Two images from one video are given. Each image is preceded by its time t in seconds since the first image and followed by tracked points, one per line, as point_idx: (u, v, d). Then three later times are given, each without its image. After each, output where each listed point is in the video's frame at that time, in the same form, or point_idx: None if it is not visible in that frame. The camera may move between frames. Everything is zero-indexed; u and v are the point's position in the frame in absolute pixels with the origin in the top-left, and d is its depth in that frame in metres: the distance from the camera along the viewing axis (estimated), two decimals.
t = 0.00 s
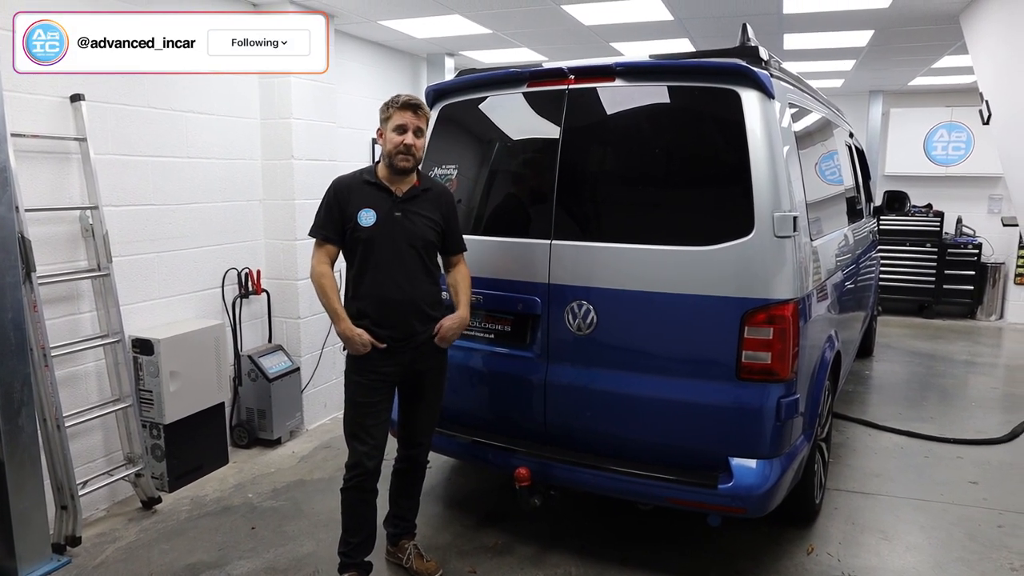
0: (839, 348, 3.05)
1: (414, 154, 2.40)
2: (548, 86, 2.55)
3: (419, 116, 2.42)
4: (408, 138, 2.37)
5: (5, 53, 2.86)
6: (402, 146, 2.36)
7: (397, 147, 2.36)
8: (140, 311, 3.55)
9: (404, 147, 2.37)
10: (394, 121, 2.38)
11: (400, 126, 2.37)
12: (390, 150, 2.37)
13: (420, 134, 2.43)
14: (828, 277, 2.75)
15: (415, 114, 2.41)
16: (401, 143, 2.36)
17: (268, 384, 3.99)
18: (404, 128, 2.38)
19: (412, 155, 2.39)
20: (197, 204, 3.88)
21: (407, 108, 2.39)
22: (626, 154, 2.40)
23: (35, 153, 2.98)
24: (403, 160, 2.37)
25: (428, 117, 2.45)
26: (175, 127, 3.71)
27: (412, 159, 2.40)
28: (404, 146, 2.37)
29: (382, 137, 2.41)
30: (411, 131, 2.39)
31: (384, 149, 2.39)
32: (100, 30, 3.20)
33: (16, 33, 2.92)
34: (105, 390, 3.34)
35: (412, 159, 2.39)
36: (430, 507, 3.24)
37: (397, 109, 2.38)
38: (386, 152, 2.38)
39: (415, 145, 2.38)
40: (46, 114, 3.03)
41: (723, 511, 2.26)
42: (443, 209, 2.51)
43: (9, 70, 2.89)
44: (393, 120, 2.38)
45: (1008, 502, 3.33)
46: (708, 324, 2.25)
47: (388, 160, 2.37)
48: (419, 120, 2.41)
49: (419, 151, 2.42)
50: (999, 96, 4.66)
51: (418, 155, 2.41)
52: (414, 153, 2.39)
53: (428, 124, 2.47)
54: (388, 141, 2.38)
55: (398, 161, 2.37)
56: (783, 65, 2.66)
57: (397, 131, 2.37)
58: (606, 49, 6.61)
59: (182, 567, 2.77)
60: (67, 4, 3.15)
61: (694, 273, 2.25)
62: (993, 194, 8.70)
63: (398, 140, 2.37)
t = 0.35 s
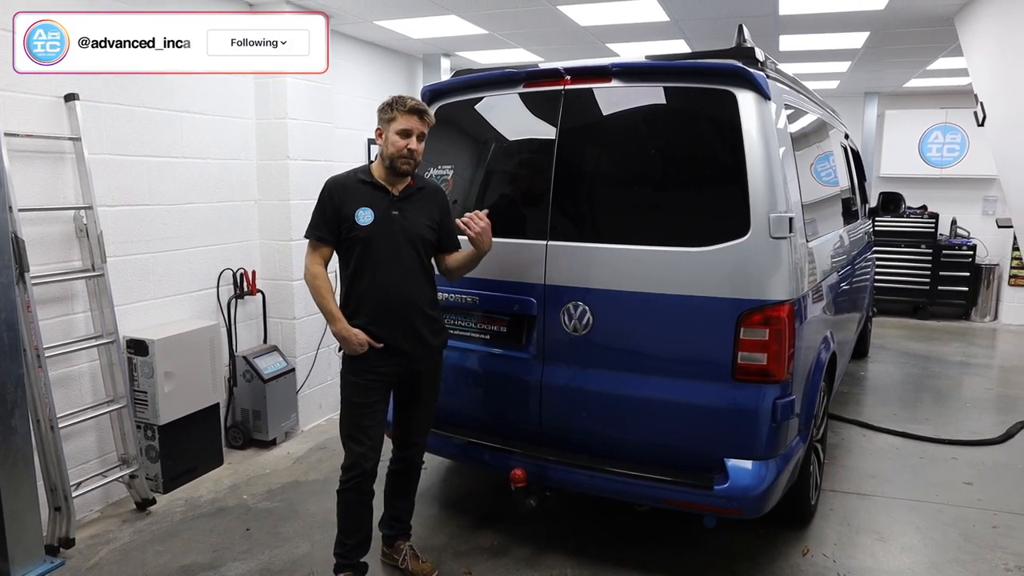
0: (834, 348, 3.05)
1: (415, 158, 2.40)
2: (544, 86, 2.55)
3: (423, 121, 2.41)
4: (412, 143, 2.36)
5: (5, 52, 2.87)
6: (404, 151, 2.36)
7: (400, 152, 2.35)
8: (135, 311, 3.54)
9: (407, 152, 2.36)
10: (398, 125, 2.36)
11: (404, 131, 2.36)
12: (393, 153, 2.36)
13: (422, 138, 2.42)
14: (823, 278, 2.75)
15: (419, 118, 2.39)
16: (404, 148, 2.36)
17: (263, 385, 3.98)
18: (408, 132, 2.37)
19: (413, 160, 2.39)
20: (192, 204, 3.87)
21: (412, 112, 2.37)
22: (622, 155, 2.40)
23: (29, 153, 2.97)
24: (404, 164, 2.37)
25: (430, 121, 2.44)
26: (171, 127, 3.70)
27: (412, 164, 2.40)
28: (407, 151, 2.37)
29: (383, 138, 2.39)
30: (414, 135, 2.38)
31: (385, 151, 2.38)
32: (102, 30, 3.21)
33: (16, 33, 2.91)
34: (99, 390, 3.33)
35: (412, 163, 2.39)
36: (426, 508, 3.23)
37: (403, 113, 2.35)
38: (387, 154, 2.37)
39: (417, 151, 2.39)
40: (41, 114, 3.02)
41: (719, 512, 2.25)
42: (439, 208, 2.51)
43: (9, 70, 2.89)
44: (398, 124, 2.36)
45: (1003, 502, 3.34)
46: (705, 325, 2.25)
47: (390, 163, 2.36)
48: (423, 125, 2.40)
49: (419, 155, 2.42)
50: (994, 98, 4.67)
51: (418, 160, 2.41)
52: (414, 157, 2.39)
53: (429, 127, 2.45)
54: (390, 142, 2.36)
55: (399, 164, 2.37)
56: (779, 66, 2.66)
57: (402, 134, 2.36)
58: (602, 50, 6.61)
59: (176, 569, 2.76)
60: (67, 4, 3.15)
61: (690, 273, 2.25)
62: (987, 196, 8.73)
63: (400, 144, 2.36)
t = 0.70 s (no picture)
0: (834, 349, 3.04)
1: (407, 152, 2.38)
2: (543, 87, 2.55)
3: (409, 114, 2.41)
4: (399, 136, 2.36)
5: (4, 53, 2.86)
6: (393, 146, 2.35)
7: (389, 147, 2.35)
8: (134, 313, 3.53)
9: (396, 146, 2.36)
10: (383, 121, 2.38)
11: (391, 126, 2.37)
12: (383, 150, 2.36)
13: (413, 132, 2.42)
14: (822, 279, 2.75)
15: (404, 112, 2.40)
16: (393, 143, 2.36)
17: (262, 386, 3.97)
18: (394, 126, 2.37)
19: (404, 154, 2.37)
20: (191, 206, 3.86)
21: (395, 107, 2.39)
22: (621, 155, 2.40)
23: (27, 155, 2.97)
24: (395, 159, 2.36)
25: (417, 114, 2.44)
26: (169, 128, 3.70)
27: (405, 158, 2.38)
28: (396, 145, 2.36)
29: (374, 139, 2.41)
30: (402, 129, 2.38)
31: (377, 150, 2.39)
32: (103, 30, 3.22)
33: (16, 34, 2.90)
34: (98, 393, 3.32)
35: (404, 157, 2.37)
36: (425, 510, 3.22)
37: (386, 109, 2.38)
38: (379, 153, 2.38)
39: (406, 143, 2.37)
40: (39, 116, 3.01)
41: (720, 513, 2.25)
42: (438, 210, 2.50)
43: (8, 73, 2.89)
44: (384, 121, 2.38)
45: (1003, 503, 3.34)
46: (704, 326, 2.24)
47: (381, 160, 2.36)
48: (409, 117, 2.40)
49: (412, 149, 2.40)
50: (993, 98, 4.67)
51: (410, 154, 2.39)
52: (405, 151, 2.38)
53: (418, 121, 2.45)
54: (380, 141, 2.38)
55: (390, 161, 2.36)
56: (778, 66, 2.66)
57: (388, 130, 2.37)
58: (600, 51, 6.62)
59: (175, 571, 2.75)
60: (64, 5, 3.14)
61: (690, 274, 2.24)
62: (985, 196, 8.75)
63: (389, 140, 2.37)
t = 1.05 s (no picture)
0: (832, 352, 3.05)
1: (405, 157, 2.37)
2: (543, 88, 2.55)
3: (411, 119, 2.38)
4: (397, 141, 2.35)
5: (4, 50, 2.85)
6: (391, 150, 2.34)
7: (389, 150, 2.34)
8: (131, 312, 3.52)
9: (394, 150, 2.34)
10: (384, 124, 2.37)
11: (391, 129, 2.37)
12: (382, 153, 2.36)
13: (413, 137, 2.40)
14: (821, 282, 2.76)
15: (405, 116, 2.38)
16: (392, 147, 2.35)
17: (260, 386, 3.97)
18: (395, 130, 2.37)
19: (402, 159, 2.36)
20: (190, 204, 3.86)
21: (397, 110, 2.37)
22: (621, 157, 2.40)
23: (26, 152, 2.96)
24: (393, 163, 2.36)
25: (420, 119, 2.41)
26: (169, 126, 3.69)
27: (403, 163, 2.37)
28: (394, 149, 2.35)
29: (376, 140, 2.41)
30: (401, 133, 2.37)
31: (377, 152, 2.39)
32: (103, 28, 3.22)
33: (16, 31, 2.89)
34: (95, 391, 3.31)
35: (402, 162, 2.37)
36: (422, 511, 3.22)
37: (390, 111, 2.37)
38: (379, 154, 2.37)
39: (404, 148, 2.36)
40: (38, 113, 3.01)
41: (717, 516, 2.25)
42: (438, 211, 2.50)
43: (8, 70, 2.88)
44: (385, 123, 2.37)
45: (999, 507, 3.34)
46: (702, 329, 2.25)
47: (381, 163, 2.36)
48: (410, 122, 2.38)
49: (411, 154, 2.39)
50: (992, 102, 4.68)
51: (409, 159, 2.38)
52: (404, 155, 2.36)
53: (421, 126, 2.42)
54: (381, 143, 2.38)
55: (389, 164, 2.36)
56: (778, 69, 2.66)
57: (389, 133, 2.37)
58: (600, 53, 6.62)
59: (171, 570, 2.75)
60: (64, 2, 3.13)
61: (688, 277, 2.25)
62: (983, 200, 8.77)
63: (389, 143, 2.36)
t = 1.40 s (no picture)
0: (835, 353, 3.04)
1: (409, 162, 2.37)
2: (546, 90, 2.55)
3: (413, 125, 2.39)
4: (401, 147, 2.35)
5: (8, 53, 2.86)
6: (395, 155, 2.34)
7: (393, 155, 2.34)
8: (135, 312, 3.53)
9: (398, 156, 2.34)
10: (388, 129, 2.38)
11: (393, 135, 2.37)
12: (386, 158, 2.36)
13: (416, 142, 2.40)
14: (825, 284, 2.75)
15: (407, 122, 2.38)
16: (396, 152, 2.34)
17: (263, 387, 3.97)
18: (397, 136, 2.37)
19: (406, 164, 2.36)
20: (194, 206, 3.87)
21: (400, 115, 2.37)
22: (624, 159, 2.40)
23: (31, 154, 2.98)
24: (397, 169, 2.36)
25: (423, 125, 2.41)
26: (173, 128, 3.70)
27: (407, 168, 2.37)
28: (398, 155, 2.35)
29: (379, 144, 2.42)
30: (404, 139, 2.37)
31: (381, 156, 2.39)
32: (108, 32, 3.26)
33: (21, 35, 2.90)
34: (99, 392, 3.32)
35: (406, 167, 2.36)
36: (425, 512, 3.22)
37: (391, 117, 2.38)
38: (383, 160, 2.37)
39: (408, 154, 2.36)
40: (43, 115, 3.02)
41: (720, 517, 2.25)
42: (443, 213, 2.49)
43: (13, 72, 2.89)
44: (389, 128, 2.38)
45: (1003, 509, 3.33)
46: (706, 331, 2.24)
47: (385, 168, 2.36)
48: (412, 128, 2.38)
49: (414, 159, 2.39)
50: (996, 103, 4.67)
51: (413, 163, 2.38)
52: (408, 161, 2.36)
53: (424, 131, 2.43)
54: (384, 148, 2.38)
55: (392, 170, 2.36)
56: (781, 70, 2.66)
57: (392, 139, 2.37)
58: (603, 54, 6.62)
59: (175, 571, 2.75)
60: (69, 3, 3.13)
61: (691, 279, 2.24)
62: (988, 202, 8.74)
63: (393, 149, 2.36)
